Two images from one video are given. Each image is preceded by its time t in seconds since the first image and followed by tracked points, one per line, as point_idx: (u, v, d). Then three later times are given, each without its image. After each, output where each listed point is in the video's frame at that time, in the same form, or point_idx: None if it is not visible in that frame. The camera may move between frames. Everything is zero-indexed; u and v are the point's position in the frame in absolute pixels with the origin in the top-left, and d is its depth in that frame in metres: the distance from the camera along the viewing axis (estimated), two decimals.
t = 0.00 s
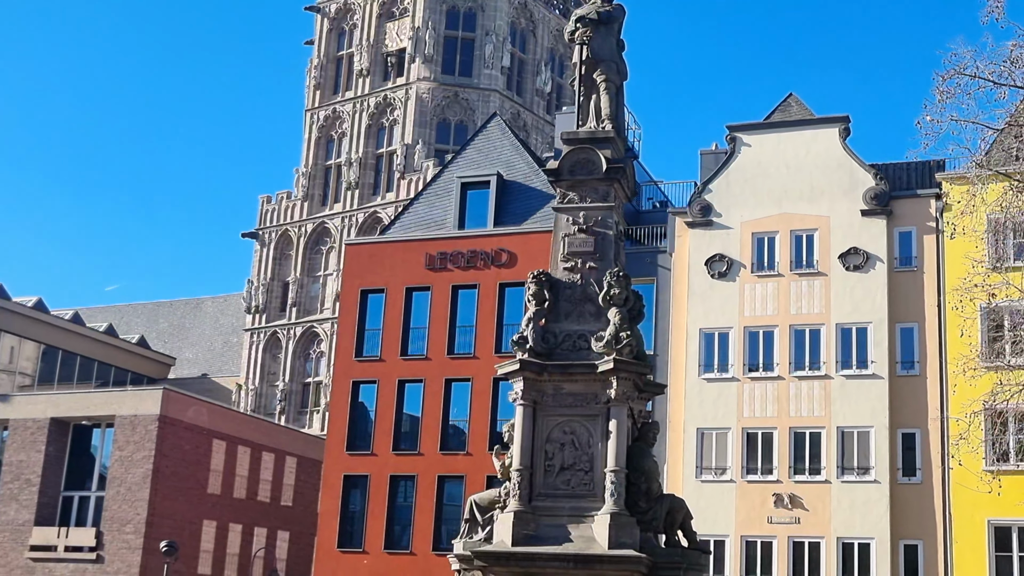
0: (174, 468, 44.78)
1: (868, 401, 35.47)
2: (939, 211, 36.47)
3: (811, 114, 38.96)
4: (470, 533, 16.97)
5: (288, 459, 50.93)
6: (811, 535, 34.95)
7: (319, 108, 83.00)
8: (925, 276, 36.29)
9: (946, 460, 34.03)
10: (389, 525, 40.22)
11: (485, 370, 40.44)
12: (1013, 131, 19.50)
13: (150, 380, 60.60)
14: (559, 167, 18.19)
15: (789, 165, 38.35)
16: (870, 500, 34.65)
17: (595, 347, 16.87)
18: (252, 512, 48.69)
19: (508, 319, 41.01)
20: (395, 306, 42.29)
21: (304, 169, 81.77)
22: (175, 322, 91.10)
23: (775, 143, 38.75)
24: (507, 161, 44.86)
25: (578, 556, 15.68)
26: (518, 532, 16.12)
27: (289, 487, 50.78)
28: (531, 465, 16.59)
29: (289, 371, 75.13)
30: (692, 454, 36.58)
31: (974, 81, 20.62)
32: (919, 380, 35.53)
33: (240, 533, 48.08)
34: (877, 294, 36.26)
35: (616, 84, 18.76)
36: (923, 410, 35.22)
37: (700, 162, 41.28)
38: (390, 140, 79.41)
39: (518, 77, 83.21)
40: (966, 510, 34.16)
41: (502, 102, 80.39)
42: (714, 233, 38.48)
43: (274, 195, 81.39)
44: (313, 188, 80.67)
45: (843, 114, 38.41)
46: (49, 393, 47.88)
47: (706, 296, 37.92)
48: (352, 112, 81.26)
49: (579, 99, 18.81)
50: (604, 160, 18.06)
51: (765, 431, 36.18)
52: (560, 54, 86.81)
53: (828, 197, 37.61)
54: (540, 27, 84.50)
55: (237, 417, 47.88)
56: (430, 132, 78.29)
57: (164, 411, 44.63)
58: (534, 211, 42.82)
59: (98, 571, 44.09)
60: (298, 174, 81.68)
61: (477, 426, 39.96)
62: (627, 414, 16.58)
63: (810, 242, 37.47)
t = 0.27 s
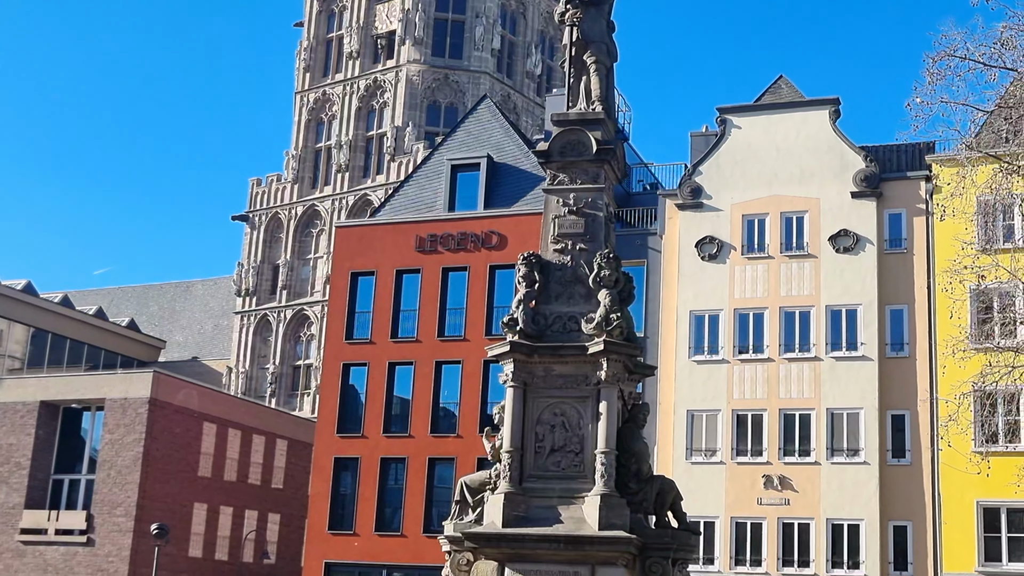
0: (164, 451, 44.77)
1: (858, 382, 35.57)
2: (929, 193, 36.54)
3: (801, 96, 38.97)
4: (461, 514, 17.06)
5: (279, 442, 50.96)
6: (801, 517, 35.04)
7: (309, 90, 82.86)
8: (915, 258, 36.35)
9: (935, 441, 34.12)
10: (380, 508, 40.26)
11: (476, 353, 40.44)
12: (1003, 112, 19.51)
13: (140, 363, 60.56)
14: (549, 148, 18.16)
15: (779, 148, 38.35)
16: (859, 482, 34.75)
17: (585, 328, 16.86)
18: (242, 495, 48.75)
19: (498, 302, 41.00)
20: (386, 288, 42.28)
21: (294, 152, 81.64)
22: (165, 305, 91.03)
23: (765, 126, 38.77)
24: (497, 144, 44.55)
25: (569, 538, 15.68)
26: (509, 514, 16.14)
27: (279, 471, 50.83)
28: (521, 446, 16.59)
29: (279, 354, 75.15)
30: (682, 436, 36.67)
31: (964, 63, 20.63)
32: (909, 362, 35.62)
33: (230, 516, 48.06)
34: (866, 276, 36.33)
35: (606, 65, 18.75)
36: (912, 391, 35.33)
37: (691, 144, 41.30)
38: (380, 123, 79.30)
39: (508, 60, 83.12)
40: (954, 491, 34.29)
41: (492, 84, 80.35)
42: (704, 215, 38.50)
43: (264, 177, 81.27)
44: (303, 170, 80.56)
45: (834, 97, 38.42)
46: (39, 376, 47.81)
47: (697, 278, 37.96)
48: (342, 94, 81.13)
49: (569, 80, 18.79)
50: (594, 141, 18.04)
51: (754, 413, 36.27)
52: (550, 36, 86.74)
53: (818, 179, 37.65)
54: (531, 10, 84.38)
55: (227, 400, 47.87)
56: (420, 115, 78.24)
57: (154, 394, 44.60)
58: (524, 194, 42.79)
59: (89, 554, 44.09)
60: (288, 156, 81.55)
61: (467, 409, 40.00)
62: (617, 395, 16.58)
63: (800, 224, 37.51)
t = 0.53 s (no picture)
0: (154, 434, 44.73)
1: (847, 364, 35.67)
2: (919, 175, 36.54)
3: (791, 79, 38.95)
4: (450, 497, 17.06)
5: (269, 426, 50.98)
6: (789, 499, 35.15)
7: (298, 73, 82.69)
8: (905, 241, 36.38)
9: (923, 423, 34.23)
10: (370, 491, 40.30)
11: (466, 336, 40.45)
12: (992, 95, 19.51)
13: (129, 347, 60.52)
14: (539, 130, 18.15)
15: (769, 131, 38.35)
16: (848, 464, 34.88)
17: (575, 311, 16.86)
18: (232, 478, 48.79)
19: (488, 284, 40.99)
20: (376, 271, 42.26)
21: (284, 135, 81.49)
22: (155, 289, 90.94)
23: (755, 108, 38.77)
24: (487, 127, 44.57)
25: (558, 520, 15.70)
26: (499, 496, 16.16)
27: (270, 454, 50.86)
28: (511, 429, 16.61)
29: (269, 337, 75.17)
30: (671, 418, 36.75)
31: (953, 46, 20.63)
32: (897, 345, 35.71)
33: (220, 499, 48.06)
34: (856, 259, 36.39)
35: (596, 48, 18.72)
36: (901, 373, 35.41)
37: (681, 127, 41.31)
38: (370, 106, 79.14)
39: (498, 42, 83.01)
40: (943, 473, 34.38)
41: (482, 67, 80.28)
42: (694, 198, 38.52)
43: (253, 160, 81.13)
44: (292, 153, 80.42)
45: (824, 80, 38.43)
46: (28, 360, 47.73)
47: (687, 261, 37.98)
48: (332, 77, 80.96)
49: (559, 64, 18.78)
50: (584, 124, 18.03)
51: (744, 396, 36.34)
52: (539, 19, 86.64)
53: (808, 162, 37.67)
54: None
55: (217, 383, 47.84)
56: (409, 98, 78.13)
57: (144, 377, 44.54)
58: (514, 177, 42.76)
59: (78, 537, 44.06)
60: (277, 139, 81.40)
61: (458, 392, 40.04)
62: (607, 378, 16.60)
63: (790, 207, 37.55)
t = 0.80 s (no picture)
0: (146, 418, 44.71)
1: (838, 346, 35.75)
2: (910, 158, 36.46)
3: (783, 61, 38.92)
4: (442, 479, 17.08)
5: (261, 409, 51.01)
6: (781, 480, 35.26)
7: (289, 56, 82.49)
8: (896, 223, 36.37)
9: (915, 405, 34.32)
10: (363, 474, 40.35)
11: (458, 319, 40.45)
12: (984, 77, 19.51)
13: (121, 331, 60.49)
14: (530, 113, 18.12)
15: (761, 113, 38.33)
16: (840, 446, 34.99)
17: (566, 294, 16.86)
18: (225, 462, 48.84)
19: (480, 268, 40.98)
20: (367, 254, 42.24)
21: (275, 118, 81.33)
22: (147, 272, 90.85)
23: (747, 91, 38.74)
24: (479, 110, 44.59)
25: (550, 502, 15.72)
26: (491, 478, 16.20)
27: (262, 437, 50.90)
28: (503, 411, 16.63)
29: (261, 321, 75.16)
30: (663, 401, 36.81)
31: (945, 28, 20.64)
32: (889, 327, 35.76)
33: (212, 482, 48.10)
34: (847, 241, 36.45)
35: (587, 30, 18.70)
36: (893, 355, 35.48)
37: (673, 110, 41.29)
38: (361, 89, 78.99)
39: (490, 25, 82.88)
40: (934, 455, 34.48)
41: (473, 50, 80.17)
42: (686, 180, 38.52)
43: (245, 143, 80.98)
44: (284, 136, 80.27)
45: (816, 63, 38.40)
46: (19, 344, 47.65)
47: (679, 244, 38.00)
48: (323, 60, 80.78)
49: (550, 46, 18.76)
50: (576, 106, 18.01)
51: (735, 378, 36.40)
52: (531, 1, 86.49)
53: (799, 145, 37.68)
54: None
55: (209, 367, 47.82)
56: (401, 81, 78.00)
57: (136, 361, 44.50)
58: (506, 159, 42.73)
59: (71, 521, 44.03)
60: (269, 123, 81.22)
61: (450, 375, 40.08)
62: (599, 360, 16.60)
63: (781, 190, 37.59)
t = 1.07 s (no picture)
0: (142, 400, 44.72)
1: (834, 328, 35.76)
2: (905, 139, 36.55)
3: (778, 43, 38.87)
4: (438, 461, 17.08)
5: (257, 391, 51.05)
6: (776, 461, 35.34)
7: (283, 38, 82.34)
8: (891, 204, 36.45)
9: (910, 386, 34.40)
10: (359, 455, 40.39)
11: (453, 301, 40.46)
12: (980, 58, 19.48)
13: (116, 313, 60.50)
14: (525, 95, 18.09)
15: (756, 94, 38.30)
16: (835, 426, 35.08)
17: (562, 275, 16.87)
18: (221, 444, 48.89)
19: (475, 249, 40.96)
20: (363, 236, 42.21)
21: (269, 100, 81.21)
22: (141, 255, 90.82)
23: (743, 72, 38.70)
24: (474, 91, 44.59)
25: (546, 483, 15.74)
26: (487, 459, 16.22)
27: (258, 419, 50.95)
28: (499, 393, 16.64)
29: (256, 303, 75.17)
30: (659, 382, 36.88)
31: (941, 9, 20.62)
32: (884, 308, 35.82)
33: (208, 464, 48.16)
34: (842, 222, 36.44)
35: (582, 11, 18.68)
36: (888, 336, 35.57)
37: (668, 92, 41.25)
38: (355, 71, 78.87)
39: (484, 6, 82.74)
40: (929, 435, 34.57)
41: (468, 31, 80.07)
42: (681, 161, 38.51)
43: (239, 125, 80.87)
44: (278, 118, 80.16)
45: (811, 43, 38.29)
46: (14, 326, 47.64)
47: (674, 225, 38.01)
48: (318, 42, 80.64)
49: (545, 27, 18.75)
50: (571, 87, 17.98)
51: (731, 359, 36.46)
52: None
53: (795, 126, 37.64)
54: None
55: (204, 349, 47.85)
56: (395, 62, 77.86)
57: (131, 343, 44.49)
58: (502, 141, 42.69)
59: (67, 503, 44.03)
60: (263, 105, 81.06)
61: (445, 356, 40.11)
62: (595, 341, 16.63)
63: (777, 170, 37.55)
